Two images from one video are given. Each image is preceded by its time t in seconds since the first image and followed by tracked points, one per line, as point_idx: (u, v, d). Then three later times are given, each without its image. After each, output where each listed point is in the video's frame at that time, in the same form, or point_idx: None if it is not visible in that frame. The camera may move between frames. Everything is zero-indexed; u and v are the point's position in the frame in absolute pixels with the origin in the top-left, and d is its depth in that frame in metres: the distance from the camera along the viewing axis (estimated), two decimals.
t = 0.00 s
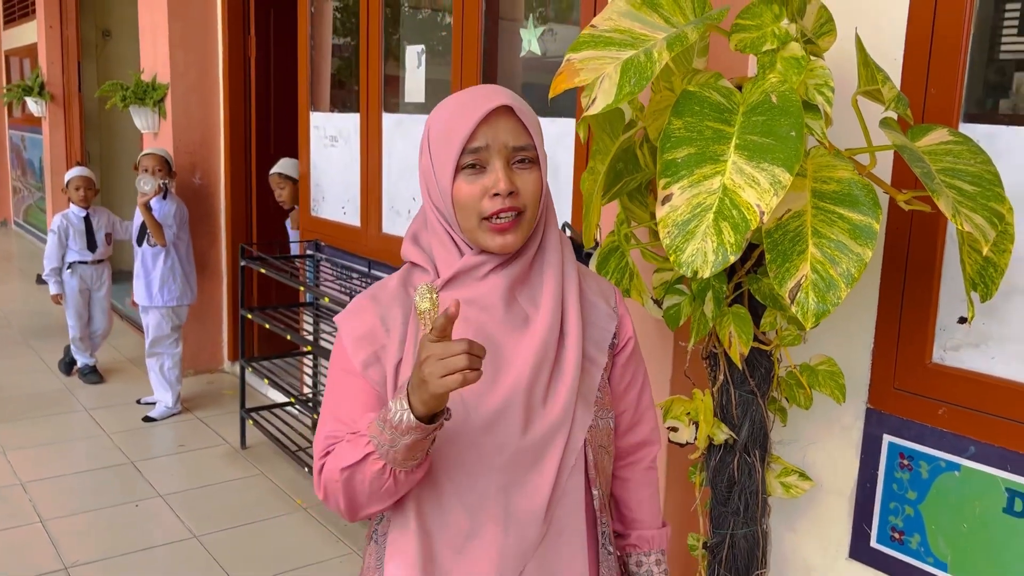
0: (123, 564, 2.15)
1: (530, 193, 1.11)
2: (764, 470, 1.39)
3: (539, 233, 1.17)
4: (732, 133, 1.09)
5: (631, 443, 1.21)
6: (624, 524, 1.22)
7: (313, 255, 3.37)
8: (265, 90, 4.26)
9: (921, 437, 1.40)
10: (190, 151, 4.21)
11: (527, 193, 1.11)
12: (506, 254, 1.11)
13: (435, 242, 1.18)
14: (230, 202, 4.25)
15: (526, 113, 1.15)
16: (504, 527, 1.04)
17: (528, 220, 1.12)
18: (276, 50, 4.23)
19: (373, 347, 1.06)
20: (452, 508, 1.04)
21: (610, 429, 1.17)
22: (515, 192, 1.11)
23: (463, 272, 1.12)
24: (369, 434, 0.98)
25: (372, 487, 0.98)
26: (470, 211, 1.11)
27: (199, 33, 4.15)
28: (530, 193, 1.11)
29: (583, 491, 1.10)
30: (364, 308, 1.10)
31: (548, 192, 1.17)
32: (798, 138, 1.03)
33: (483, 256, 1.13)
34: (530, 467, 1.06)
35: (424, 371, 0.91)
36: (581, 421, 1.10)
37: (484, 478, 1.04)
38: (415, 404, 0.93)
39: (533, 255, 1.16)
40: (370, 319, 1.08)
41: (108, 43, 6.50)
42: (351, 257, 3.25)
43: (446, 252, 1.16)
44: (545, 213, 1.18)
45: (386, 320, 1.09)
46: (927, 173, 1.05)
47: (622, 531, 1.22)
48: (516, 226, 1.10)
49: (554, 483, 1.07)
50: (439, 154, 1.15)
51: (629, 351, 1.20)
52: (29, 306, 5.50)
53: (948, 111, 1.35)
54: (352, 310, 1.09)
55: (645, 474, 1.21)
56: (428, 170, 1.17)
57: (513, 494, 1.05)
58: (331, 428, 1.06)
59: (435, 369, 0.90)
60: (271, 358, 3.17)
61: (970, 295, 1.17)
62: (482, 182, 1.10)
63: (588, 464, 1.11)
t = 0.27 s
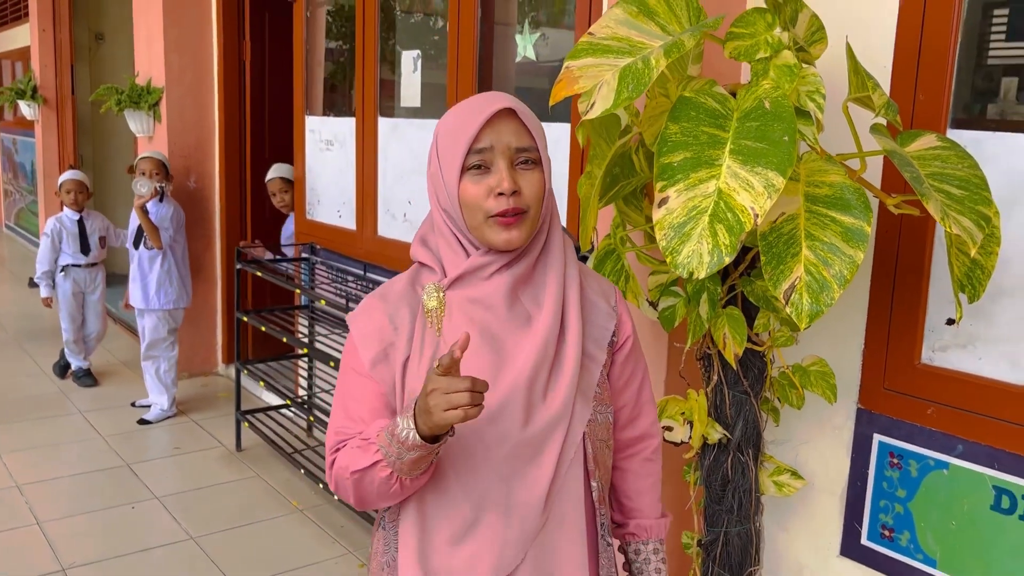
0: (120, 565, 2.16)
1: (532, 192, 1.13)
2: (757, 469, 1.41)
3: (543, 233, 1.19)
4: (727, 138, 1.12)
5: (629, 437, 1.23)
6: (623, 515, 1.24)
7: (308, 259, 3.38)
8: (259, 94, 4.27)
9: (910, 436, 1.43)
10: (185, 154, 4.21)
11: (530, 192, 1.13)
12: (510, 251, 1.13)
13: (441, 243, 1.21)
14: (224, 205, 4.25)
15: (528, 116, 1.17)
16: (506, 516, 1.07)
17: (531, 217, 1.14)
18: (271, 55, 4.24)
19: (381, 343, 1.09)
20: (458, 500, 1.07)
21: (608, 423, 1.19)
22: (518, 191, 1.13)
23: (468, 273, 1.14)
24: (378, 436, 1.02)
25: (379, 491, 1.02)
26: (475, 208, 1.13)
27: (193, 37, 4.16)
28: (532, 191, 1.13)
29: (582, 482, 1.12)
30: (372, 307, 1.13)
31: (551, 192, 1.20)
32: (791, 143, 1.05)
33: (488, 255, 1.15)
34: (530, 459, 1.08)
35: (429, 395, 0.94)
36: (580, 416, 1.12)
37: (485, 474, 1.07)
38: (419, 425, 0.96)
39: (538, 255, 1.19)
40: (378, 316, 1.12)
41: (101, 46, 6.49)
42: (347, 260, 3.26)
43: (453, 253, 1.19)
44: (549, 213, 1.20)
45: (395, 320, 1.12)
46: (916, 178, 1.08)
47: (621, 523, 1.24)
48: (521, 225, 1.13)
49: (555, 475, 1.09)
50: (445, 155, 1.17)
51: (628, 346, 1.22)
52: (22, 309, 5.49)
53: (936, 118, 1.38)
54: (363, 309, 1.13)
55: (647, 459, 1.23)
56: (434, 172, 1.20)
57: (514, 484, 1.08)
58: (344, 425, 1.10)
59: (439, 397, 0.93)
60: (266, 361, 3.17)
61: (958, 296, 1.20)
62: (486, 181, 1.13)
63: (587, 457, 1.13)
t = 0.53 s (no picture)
0: (115, 563, 2.18)
1: (518, 177, 1.16)
2: (742, 464, 1.44)
3: (534, 222, 1.21)
4: (710, 139, 1.15)
5: (620, 422, 1.25)
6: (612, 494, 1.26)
7: (302, 260, 3.40)
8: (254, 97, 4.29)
9: (892, 432, 1.46)
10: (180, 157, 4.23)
11: (513, 178, 1.16)
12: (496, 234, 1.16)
13: (441, 232, 1.25)
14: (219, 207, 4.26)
15: (517, 107, 1.21)
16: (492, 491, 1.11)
17: (517, 202, 1.17)
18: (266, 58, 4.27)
19: (385, 322, 1.13)
20: (447, 468, 1.12)
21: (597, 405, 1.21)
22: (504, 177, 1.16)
23: (463, 259, 1.18)
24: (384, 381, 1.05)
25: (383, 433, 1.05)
26: (462, 194, 1.17)
27: (189, 41, 4.18)
28: (518, 178, 1.16)
29: (569, 460, 1.15)
30: (376, 289, 1.17)
31: (541, 179, 1.21)
32: (771, 144, 1.08)
33: (479, 241, 1.18)
34: (518, 434, 1.12)
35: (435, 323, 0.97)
36: (567, 395, 1.15)
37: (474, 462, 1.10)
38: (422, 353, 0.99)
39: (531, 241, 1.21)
40: (380, 292, 1.16)
41: (97, 49, 6.52)
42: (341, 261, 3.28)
43: (450, 238, 1.22)
44: (542, 202, 1.23)
45: (396, 296, 1.16)
46: (893, 177, 1.12)
47: (608, 505, 1.26)
48: (505, 208, 1.15)
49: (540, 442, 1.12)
50: (440, 146, 1.23)
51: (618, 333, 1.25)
52: (15, 311, 5.49)
53: (916, 120, 1.41)
54: (367, 289, 1.16)
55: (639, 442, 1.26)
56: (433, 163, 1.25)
57: (501, 458, 1.11)
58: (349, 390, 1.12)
59: (444, 325, 0.96)
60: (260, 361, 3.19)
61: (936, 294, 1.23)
62: (472, 167, 1.17)
63: (573, 436, 1.16)
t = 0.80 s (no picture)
0: (112, 562, 2.19)
1: (523, 180, 1.19)
2: (731, 463, 1.46)
3: (538, 222, 1.25)
4: (697, 142, 1.17)
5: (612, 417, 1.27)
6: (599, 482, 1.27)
7: (299, 262, 3.42)
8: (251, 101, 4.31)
9: (879, 431, 1.49)
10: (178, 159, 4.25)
11: (519, 180, 1.19)
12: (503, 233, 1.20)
13: (445, 231, 1.28)
14: (216, 210, 4.28)
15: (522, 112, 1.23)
16: (484, 480, 1.14)
17: (521, 203, 1.20)
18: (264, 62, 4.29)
19: (387, 318, 1.19)
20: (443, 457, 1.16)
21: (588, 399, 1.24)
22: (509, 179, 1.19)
23: (465, 256, 1.21)
24: (405, 418, 1.13)
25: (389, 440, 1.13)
26: (469, 194, 1.20)
27: (187, 44, 4.20)
28: (522, 180, 1.19)
29: (557, 450, 1.19)
30: (378, 285, 1.22)
31: (546, 181, 1.24)
32: (757, 147, 1.10)
33: (484, 239, 1.21)
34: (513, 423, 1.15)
35: (478, 410, 1.05)
36: (558, 391, 1.17)
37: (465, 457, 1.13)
38: (452, 426, 1.07)
39: (531, 239, 1.24)
40: (384, 291, 1.21)
41: (94, 52, 6.54)
42: (337, 263, 3.30)
43: (454, 236, 1.25)
44: (544, 204, 1.26)
45: (397, 296, 1.21)
46: (876, 181, 1.14)
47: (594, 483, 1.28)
48: (510, 209, 1.18)
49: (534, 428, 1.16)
50: (448, 147, 1.25)
51: (610, 330, 1.27)
52: (11, 313, 5.49)
53: (902, 123, 1.44)
54: (372, 285, 1.22)
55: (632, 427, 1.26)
56: (440, 163, 1.27)
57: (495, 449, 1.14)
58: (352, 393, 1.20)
59: (486, 423, 1.04)
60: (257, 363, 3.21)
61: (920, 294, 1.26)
62: (480, 169, 1.19)
63: (563, 429, 1.19)
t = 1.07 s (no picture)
0: (111, 562, 2.21)
1: (523, 184, 1.22)
2: (723, 462, 1.48)
3: (535, 226, 1.27)
4: (688, 147, 1.20)
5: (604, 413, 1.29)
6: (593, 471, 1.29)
7: (298, 265, 3.44)
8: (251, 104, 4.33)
9: (869, 430, 1.51)
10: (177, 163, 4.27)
11: (520, 184, 1.21)
12: (501, 232, 1.22)
13: (445, 232, 1.30)
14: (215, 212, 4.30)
15: (526, 119, 1.26)
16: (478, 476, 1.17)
17: (521, 205, 1.22)
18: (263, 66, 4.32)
19: (387, 314, 1.23)
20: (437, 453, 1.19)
21: (580, 395, 1.27)
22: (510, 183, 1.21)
23: (464, 255, 1.23)
24: (409, 433, 1.17)
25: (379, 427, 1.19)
26: (472, 195, 1.22)
27: (186, 49, 4.22)
28: (524, 184, 1.22)
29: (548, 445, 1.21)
30: (381, 283, 1.26)
31: (544, 186, 1.27)
32: (746, 152, 1.13)
33: (483, 239, 1.23)
34: (503, 415, 1.19)
35: (495, 457, 1.12)
36: (548, 384, 1.20)
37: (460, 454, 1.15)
38: (462, 456, 1.14)
39: (527, 240, 1.26)
40: (385, 289, 1.25)
41: (94, 56, 6.56)
42: (336, 265, 3.32)
43: (452, 235, 1.28)
44: (541, 208, 1.28)
45: (397, 295, 1.25)
46: (863, 184, 1.17)
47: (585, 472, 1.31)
48: (510, 211, 1.21)
49: (523, 418, 1.19)
50: (453, 149, 1.27)
51: (602, 327, 1.29)
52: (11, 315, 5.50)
53: (890, 127, 1.47)
54: (374, 283, 1.26)
55: (624, 414, 1.27)
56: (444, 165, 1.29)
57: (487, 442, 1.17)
58: (347, 386, 1.25)
59: (501, 471, 1.13)
60: (256, 364, 3.23)
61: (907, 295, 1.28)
62: (483, 172, 1.21)
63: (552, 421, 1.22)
